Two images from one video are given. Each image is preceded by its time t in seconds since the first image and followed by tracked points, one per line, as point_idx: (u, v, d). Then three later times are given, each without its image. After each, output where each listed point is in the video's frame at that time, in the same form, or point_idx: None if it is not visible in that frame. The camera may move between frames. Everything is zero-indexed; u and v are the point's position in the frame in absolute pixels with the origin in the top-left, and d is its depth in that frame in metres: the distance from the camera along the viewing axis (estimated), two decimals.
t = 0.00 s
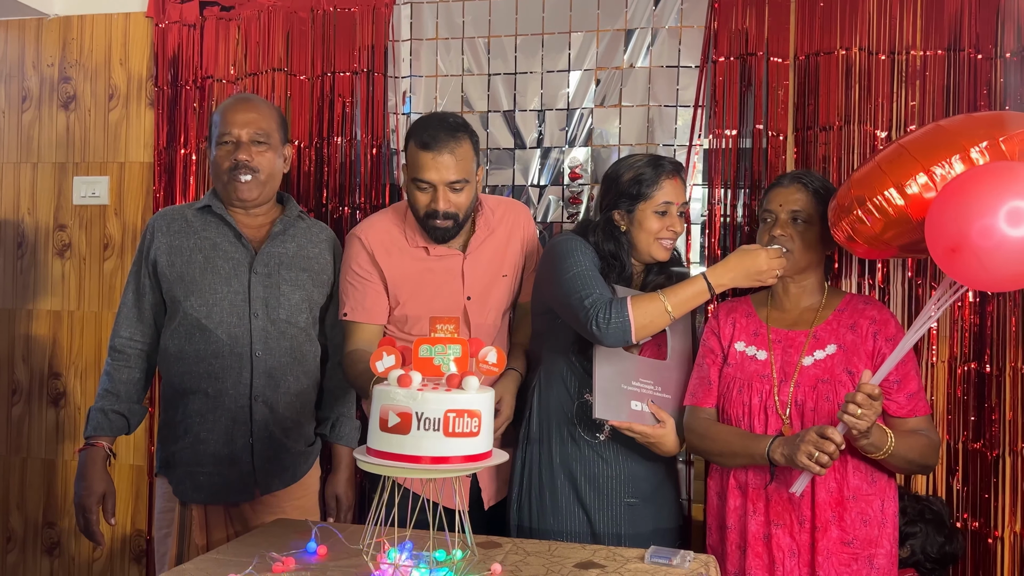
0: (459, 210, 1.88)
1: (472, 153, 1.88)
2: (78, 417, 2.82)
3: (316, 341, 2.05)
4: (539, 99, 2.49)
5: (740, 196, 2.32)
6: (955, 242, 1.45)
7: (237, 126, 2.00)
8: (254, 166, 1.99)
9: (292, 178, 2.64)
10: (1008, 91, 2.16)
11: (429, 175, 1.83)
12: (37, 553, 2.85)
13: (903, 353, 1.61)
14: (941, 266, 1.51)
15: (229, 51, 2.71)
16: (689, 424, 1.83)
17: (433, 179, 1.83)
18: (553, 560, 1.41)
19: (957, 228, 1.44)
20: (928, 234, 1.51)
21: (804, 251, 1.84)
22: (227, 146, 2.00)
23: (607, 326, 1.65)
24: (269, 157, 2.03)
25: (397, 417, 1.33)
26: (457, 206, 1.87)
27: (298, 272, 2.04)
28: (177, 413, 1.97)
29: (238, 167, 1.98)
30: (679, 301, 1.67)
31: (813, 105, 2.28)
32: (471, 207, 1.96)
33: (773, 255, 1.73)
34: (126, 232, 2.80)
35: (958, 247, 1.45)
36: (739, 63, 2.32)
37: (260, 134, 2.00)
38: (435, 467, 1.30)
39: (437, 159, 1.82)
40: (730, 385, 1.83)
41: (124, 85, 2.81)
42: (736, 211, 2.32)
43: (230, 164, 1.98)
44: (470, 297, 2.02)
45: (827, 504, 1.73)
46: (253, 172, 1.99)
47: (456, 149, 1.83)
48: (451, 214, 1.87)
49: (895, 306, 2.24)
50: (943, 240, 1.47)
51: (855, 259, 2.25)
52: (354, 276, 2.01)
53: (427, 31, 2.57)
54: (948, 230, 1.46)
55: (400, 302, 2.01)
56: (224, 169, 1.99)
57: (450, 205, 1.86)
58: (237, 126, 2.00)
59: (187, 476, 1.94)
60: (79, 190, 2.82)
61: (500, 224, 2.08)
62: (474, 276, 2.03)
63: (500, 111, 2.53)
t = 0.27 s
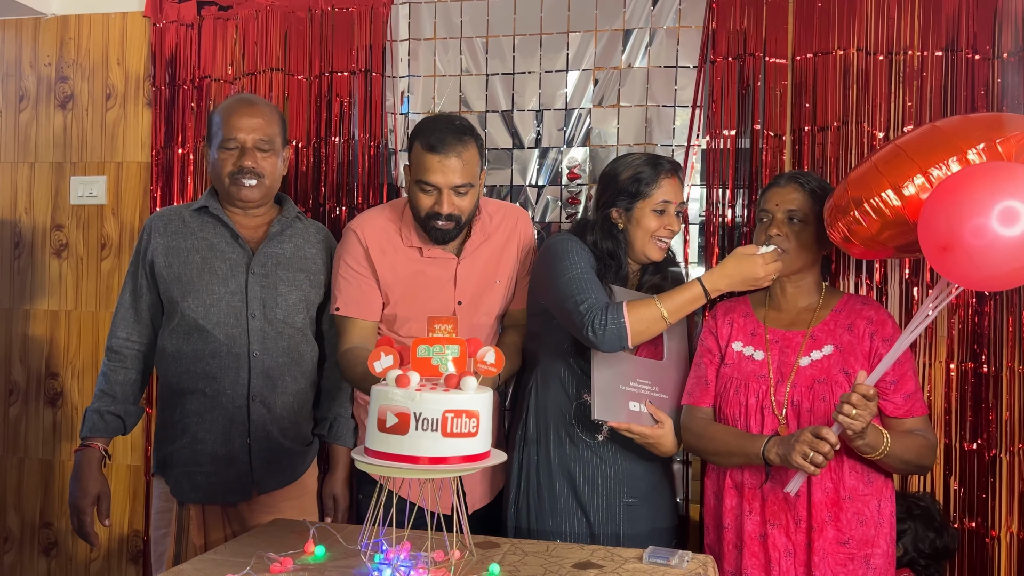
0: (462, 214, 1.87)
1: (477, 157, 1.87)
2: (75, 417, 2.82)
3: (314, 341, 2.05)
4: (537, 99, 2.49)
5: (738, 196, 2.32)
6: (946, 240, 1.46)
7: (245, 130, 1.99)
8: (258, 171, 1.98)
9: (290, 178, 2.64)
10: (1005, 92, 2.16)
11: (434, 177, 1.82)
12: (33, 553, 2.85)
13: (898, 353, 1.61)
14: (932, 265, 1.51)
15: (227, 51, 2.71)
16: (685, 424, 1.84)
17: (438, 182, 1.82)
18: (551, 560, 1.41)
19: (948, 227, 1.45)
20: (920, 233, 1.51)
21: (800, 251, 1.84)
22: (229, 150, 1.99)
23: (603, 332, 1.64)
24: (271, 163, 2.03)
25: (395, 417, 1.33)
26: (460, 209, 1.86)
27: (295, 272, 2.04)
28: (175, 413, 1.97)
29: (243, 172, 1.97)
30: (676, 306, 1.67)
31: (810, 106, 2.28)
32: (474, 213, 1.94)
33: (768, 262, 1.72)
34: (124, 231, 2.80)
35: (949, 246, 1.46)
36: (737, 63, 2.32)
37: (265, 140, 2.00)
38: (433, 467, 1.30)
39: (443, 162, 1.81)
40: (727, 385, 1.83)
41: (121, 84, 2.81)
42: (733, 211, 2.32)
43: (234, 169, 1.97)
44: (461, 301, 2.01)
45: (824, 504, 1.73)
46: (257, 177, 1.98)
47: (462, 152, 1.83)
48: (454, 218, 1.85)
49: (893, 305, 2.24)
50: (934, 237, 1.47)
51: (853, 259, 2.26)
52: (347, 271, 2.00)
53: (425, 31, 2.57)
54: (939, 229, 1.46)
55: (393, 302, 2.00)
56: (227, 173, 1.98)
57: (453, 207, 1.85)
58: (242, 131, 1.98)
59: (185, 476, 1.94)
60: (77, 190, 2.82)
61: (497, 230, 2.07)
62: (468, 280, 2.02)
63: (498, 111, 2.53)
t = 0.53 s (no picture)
0: (459, 214, 1.87)
1: (476, 158, 1.87)
2: (71, 418, 2.81)
3: (310, 342, 2.05)
4: (534, 99, 2.49)
5: (735, 197, 2.32)
6: (941, 246, 1.46)
7: (255, 136, 1.99)
8: (265, 177, 1.99)
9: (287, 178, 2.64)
10: (1001, 93, 2.17)
11: (433, 176, 1.82)
12: (29, 555, 2.84)
13: (891, 355, 1.61)
14: (928, 270, 1.52)
15: (224, 51, 2.70)
16: (681, 424, 1.84)
17: (437, 181, 1.82)
18: (547, 561, 1.41)
19: (942, 233, 1.45)
20: (916, 239, 1.52)
21: (795, 252, 1.84)
22: (235, 154, 1.98)
23: (586, 337, 1.64)
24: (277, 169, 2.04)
25: (392, 417, 1.33)
26: (458, 208, 1.86)
27: (291, 273, 2.03)
28: (171, 414, 1.97)
29: (252, 178, 1.97)
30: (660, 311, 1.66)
31: (807, 107, 2.28)
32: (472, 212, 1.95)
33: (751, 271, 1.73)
34: (120, 232, 2.79)
35: (945, 252, 1.46)
36: (735, 64, 2.32)
37: (272, 148, 2.01)
38: (430, 468, 1.30)
39: (441, 161, 1.81)
40: (722, 385, 1.84)
41: (117, 84, 2.80)
42: (730, 212, 2.32)
43: (243, 175, 1.97)
44: (454, 303, 2.00)
45: (817, 504, 1.74)
46: (264, 182, 1.99)
47: (461, 152, 1.83)
48: (452, 217, 1.85)
49: (890, 305, 2.25)
50: (930, 244, 1.48)
51: (849, 260, 2.26)
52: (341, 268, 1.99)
53: (422, 31, 2.57)
54: (935, 234, 1.47)
55: (385, 300, 2.00)
56: (234, 178, 1.97)
57: (452, 207, 1.85)
58: (251, 137, 1.98)
59: (181, 477, 1.94)
60: (73, 190, 2.81)
61: (494, 233, 2.05)
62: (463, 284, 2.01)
63: (495, 111, 2.52)
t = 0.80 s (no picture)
0: (455, 217, 1.87)
1: (474, 162, 1.86)
2: (67, 418, 2.80)
3: (307, 342, 2.05)
4: (532, 99, 2.49)
5: (733, 197, 2.32)
6: (942, 244, 1.46)
7: (258, 137, 2.00)
8: (267, 179, 2.01)
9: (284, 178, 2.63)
10: (997, 94, 2.17)
11: (430, 179, 1.81)
12: (25, 555, 2.83)
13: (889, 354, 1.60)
14: (927, 268, 1.52)
15: (221, 50, 2.70)
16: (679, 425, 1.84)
17: (433, 184, 1.82)
18: (544, 561, 1.41)
19: (943, 231, 1.45)
20: (915, 237, 1.52)
21: (793, 253, 1.84)
22: (238, 155, 1.99)
23: (543, 348, 1.64)
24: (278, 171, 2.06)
25: (390, 417, 1.32)
26: (454, 212, 1.86)
27: (289, 273, 2.03)
28: (168, 414, 1.97)
29: (255, 179, 1.99)
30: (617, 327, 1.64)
31: (804, 108, 2.29)
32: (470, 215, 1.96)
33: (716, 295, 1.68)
34: (116, 231, 2.78)
35: (945, 250, 1.46)
36: (732, 64, 2.32)
37: (276, 149, 2.02)
38: (427, 468, 1.30)
39: (439, 164, 1.80)
40: (720, 385, 1.85)
41: (114, 83, 2.79)
42: (728, 212, 2.33)
43: (245, 176, 1.98)
44: (448, 308, 1.98)
45: (815, 504, 1.73)
46: (266, 184, 2.01)
47: (462, 157, 1.82)
48: (447, 219, 1.86)
49: (887, 305, 2.25)
50: (930, 242, 1.48)
51: (846, 260, 2.26)
52: (338, 275, 1.98)
53: (419, 31, 2.57)
54: (935, 232, 1.47)
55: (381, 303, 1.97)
56: (237, 178, 1.98)
57: (449, 211, 1.85)
58: (255, 138, 1.99)
59: (178, 477, 1.93)
60: (69, 189, 2.81)
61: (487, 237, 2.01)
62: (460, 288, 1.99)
63: (493, 111, 2.52)
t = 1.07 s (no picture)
0: (441, 220, 1.85)
1: (464, 166, 1.86)
2: (64, 418, 2.79)
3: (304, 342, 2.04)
4: (529, 99, 2.49)
5: (730, 198, 2.33)
6: (946, 243, 1.46)
7: (259, 137, 1.99)
8: (266, 180, 2.00)
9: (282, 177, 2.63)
10: (994, 95, 2.18)
11: (417, 180, 1.81)
12: (21, 555, 2.82)
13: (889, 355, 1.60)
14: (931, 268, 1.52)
15: (218, 50, 2.69)
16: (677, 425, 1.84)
17: (421, 184, 1.81)
18: (541, 561, 1.41)
19: (947, 229, 1.45)
20: (920, 236, 1.52)
21: (792, 254, 1.84)
22: (238, 154, 1.99)
23: (515, 362, 1.59)
24: (278, 172, 2.05)
25: (387, 418, 1.32)
26: (440, 215, 1.85)
27: (287, 273, 2.03)
28: (164, 413, 1.96)
29: (255, 179, 1.99)
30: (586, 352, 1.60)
31: (802, 108, 2.29)
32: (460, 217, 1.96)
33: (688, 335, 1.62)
34: (113, 230, 2.78)
35: (949, 249, 1.46)
36: (729, 65, 2.33)
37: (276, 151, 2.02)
38: (424, 468, 1.30)
39: (427, 165, 1.80)
40: (719, 386, 1.85)
41: (111, 82, 2.79)
42: (725, 213, 2.33)
43: (245, 175, 1.98)
44: (439, 308, 1.97)
45: (814, 505, 1.74)
46: (265, 184, 2.01)
47: (451, 158, 1.82)
48: (432, 221, 1.85)
49: (884, 305, 2.25)
50: (933, 240, 1.48)
51: (844, 260, 2.26)
52: (334, 279, 1.97)
53: (416, 31, 2.56)
54: (939, 231, 1.47)
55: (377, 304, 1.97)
56: (236, 177, 1.98)
57: (434, 213, 1.84)
58: (257, 139, 1.99)
59: (175, 476, 1.93)
60: (65, 189, 2.80)
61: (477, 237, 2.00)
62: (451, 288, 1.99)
63: (490, 111, 2.52)
